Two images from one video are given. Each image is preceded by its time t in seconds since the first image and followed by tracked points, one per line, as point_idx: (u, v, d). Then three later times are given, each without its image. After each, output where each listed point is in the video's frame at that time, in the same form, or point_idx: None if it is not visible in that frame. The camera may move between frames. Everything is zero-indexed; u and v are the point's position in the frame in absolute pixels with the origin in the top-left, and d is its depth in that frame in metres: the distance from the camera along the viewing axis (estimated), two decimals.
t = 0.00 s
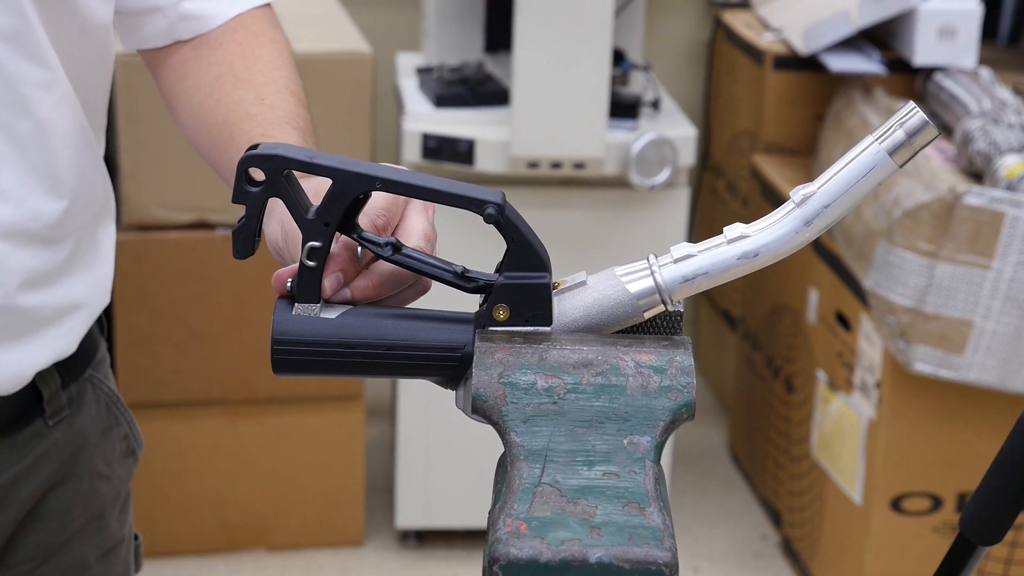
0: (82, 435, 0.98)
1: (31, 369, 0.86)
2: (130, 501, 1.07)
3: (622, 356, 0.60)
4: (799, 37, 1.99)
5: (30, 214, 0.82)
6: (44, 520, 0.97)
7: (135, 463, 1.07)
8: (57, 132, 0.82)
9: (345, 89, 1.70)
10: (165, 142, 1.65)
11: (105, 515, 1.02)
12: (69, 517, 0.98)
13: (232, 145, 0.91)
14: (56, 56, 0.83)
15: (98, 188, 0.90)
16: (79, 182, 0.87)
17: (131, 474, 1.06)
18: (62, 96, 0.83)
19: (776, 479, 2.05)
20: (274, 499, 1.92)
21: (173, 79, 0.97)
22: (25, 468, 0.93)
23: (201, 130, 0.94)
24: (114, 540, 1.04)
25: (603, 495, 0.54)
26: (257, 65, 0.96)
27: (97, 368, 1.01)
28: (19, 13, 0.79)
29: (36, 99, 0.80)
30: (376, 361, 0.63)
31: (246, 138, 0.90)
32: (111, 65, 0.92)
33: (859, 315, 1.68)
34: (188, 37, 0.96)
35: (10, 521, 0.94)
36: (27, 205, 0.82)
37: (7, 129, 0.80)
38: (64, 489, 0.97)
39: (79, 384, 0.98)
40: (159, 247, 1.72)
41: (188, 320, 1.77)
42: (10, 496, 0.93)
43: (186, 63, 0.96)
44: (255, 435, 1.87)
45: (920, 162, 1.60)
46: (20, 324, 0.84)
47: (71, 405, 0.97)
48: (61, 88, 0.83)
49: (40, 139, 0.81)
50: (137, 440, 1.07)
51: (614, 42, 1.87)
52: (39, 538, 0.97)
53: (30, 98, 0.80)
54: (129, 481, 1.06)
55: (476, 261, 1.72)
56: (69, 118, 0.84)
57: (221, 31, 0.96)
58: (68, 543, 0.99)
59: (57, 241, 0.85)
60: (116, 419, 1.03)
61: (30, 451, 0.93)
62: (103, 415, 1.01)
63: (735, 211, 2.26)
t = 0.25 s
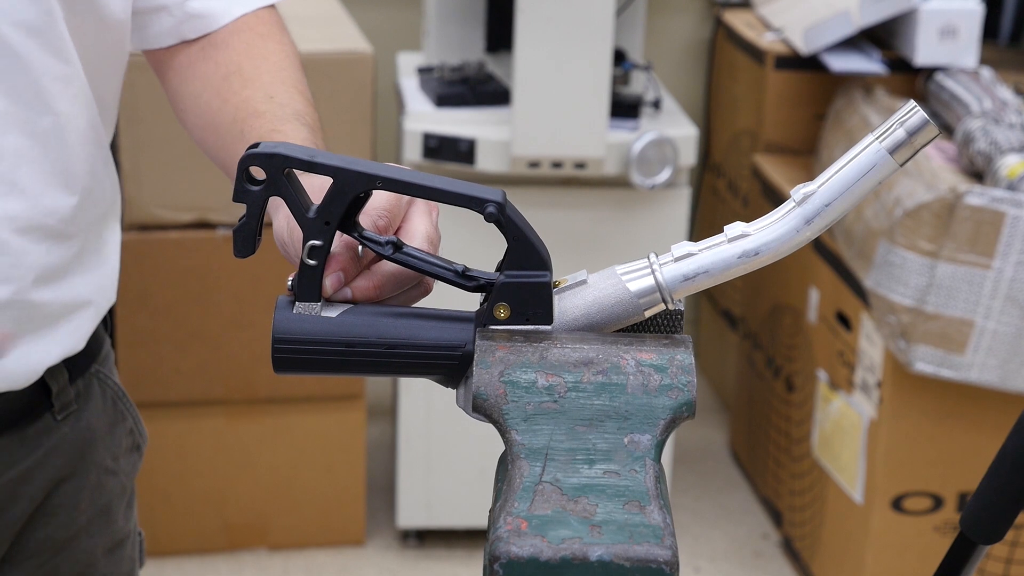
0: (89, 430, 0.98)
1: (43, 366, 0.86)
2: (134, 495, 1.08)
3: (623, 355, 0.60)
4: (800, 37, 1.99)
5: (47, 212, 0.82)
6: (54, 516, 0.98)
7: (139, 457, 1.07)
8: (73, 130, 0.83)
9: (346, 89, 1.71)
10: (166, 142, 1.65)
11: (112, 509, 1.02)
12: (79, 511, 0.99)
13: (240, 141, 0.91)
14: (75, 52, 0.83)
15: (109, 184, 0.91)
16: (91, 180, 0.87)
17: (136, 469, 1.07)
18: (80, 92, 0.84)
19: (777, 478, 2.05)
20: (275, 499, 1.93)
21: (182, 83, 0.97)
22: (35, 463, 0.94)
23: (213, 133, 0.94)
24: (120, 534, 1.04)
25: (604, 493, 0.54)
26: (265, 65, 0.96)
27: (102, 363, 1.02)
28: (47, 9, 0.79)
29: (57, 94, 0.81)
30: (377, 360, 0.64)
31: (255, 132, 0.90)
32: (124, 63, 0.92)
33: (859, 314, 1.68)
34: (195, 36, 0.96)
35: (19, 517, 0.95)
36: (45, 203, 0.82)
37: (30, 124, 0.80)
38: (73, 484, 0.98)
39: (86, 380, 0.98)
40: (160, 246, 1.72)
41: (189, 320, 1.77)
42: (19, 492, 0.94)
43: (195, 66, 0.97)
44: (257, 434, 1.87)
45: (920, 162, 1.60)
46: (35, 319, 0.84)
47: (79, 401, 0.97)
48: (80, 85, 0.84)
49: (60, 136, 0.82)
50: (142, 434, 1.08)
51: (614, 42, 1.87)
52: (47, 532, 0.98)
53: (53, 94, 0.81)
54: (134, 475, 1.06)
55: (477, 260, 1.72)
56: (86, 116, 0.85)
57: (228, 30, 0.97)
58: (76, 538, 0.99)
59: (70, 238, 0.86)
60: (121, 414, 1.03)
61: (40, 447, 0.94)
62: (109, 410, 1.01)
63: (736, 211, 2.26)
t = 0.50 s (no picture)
0: (101, 421, 1.03)
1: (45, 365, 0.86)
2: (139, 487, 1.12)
3: (621, 353, 0.60)
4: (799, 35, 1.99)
5: (71, 190, 0.90)
6: (68, 506, 1.02)
7: (145, 448, 1.12)
8: (97, 110, 0.91)
9: (346, 87, 1.71)
10: (168, 141, 1.65)
11: (122, 499, 1.06)
12: (92, 499, 1.03)
13: (252, 132, 0.93)
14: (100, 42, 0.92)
15: (119, 172, 0.98)
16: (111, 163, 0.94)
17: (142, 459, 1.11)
18: (104, 75, 0.91)
19: (777, 478, 2.05)
20: (276, 498, 1.93)
21: (194, 77, 1.00)
22: (53, 453, 0.98)
23: (226, 126, 0.97)
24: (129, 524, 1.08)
25: (602, 492, 0.54)
26: (274, 57, 0.99)
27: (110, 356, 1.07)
28: None
29: (83, 76, 0.89)
30: (376, 359, 0.64)
31: (266, 123, 0.92)
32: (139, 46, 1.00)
33: (859, 313, 1.68)
34: (205, 24, 1.00)
35: (38, 507, 0.98)
36: (69, 182, 0.89)
37: (58, 103, 0.88)
38: (86, 473, 1.02)
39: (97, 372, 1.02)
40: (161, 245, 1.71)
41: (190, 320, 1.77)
42: (38, 480, 0.97)
43: (208, 61, 1.00)
44: (257, 433, 1.87)
45: (920, 161, 1.60)
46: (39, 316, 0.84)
47: (91, 392, 1.02)
48: (105, 70, 0.92)
49: (84, 116, 0.90)
50: (147, 425, 1.12)
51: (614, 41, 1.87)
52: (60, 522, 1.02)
53: (78, 76, 0.89)
54: (141, 465, 1.11)
55: (477, 259, 1.72)
56: (109, 98, 0.92)
57: (237, 18, 1.01)
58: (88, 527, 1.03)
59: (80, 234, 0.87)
60: (130, 405, 1.09)
61: (56, 436, 0.98)
62: (118, 401, 1.06)
63: (735, 210, 2.26)
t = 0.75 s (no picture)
0: (105, 420, 1.03)
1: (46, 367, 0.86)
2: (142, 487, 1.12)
3: (618, 355, 0.60)
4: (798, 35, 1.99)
5: (78, 192, 0.90)
6: (73, 506, 1.02)
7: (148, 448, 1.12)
8: (103, 112, 0.91)
9: (345, 88, 1.71)
10: (168, 142, 1.65)
11: (126, 497, 1.07)
12: (95, 499, 1.03)
13: (252, 134, 0.93)
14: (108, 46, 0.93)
15: (122, 174, 0.98)
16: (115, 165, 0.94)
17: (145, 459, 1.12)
18: (110, 78, 0.92)
19: (776, 477, 2.05)
20: (276, 499, 1.93)
21: (195, 79, 1.00)
22: (58, 452, 0.98)
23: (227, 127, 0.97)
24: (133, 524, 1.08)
25: (600, 493, 0.54)
26: (275, 61, 0.99)
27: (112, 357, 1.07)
28: None
29: (91, 78, 0.90)
30: (374, 361, 0.64)
31: (266, 126, 0.93)
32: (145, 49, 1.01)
33: (858, 313, 1.69)
34: (208, 28, 1.00)
35: (43, 507, 0.98)
36: (77, 183, 0.89)
37: (67, 104, 0.88)
38: (90, 473, 1.02)
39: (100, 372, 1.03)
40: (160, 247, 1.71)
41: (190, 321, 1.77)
42: (43, 481, 0.97)
43: (209, 64, 1.00)
44: (256, 434, 1.87)
45: (918, 161, 1.60)
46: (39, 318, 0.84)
47: (94, 393, 1.02)
48: (111, 72, 0.92)
49: (91, 117, 0.90)
50: (150, 425, 1.13)
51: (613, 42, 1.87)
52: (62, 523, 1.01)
53: (86, 77, 0.89)
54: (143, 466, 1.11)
55: (476, 260, 1.72)
56: (115, 100, 0.93)
57: (239, 22, 1.01)
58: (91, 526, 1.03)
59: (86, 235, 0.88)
60: (133, 403, 1.09)
61: (61, 436, 0.98)
62: (121, 401, 1.06)
63: (734, 210, 2.27)
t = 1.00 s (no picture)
0: (100, 424, 1.03)
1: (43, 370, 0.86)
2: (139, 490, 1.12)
3: (613, 357, 0.60)
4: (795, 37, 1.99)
5: (72, 196, 0.90)
6: (69, 510, 1.02)
7: (145, 452, 1.12)
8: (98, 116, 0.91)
9: (343, 91, 1.71)
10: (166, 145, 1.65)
11: (122, 502, 1.07)
12: (93, 501, 1.03)
13: (249, 137, 0.93)
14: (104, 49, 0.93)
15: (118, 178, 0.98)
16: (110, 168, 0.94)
17: (141, 463, 1.12)
18: (106, 82, 0.92)
19: (775, 479, 2.05)
20: (274, 503, 1.93)
21: (195, 83, 1.01)
22: (54, 456, 0.98)
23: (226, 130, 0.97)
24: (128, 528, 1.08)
25: (594, 495, 0.54)
26: (274, 65, 0.99)
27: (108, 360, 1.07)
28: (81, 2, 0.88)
29: (86, 82, 0.90)
30: (369, 364, 0.64)
31: (264, 129, 0.93)
32: (141, 52, 1.01)
33: (856, 314, 1.69)
34: (207, 32, 1.00)
35: (40, 510, 0.98)
36: (72, 187, 0.90)
37: (62, 109, 0.88)
38: (86, 477, 1.02)
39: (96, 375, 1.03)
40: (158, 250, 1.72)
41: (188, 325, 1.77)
42: (39, 484, 0.97)
43: (209, 68, 1.00)
44: (255, 437, 1.87)
45: (915, 162, 1.60)
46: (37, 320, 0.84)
47: (90, 396, 1.02)
48: (105, 76, 0.92)
49: (87, 121, 0.90)
50: (146, 429, 1.13)
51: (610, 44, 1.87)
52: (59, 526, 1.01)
53: (82, 82, 0.89)
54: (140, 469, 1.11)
55: (474, 263, 1.72)
56: (110, 105, 0.93)
57: (239, 26, 1.01)
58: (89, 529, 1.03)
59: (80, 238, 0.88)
60: (129, 408, 1.09)
61: (57, 440, 0.98)
62: (117, 405, 1.06)
63: (732, 212, 2.27)
